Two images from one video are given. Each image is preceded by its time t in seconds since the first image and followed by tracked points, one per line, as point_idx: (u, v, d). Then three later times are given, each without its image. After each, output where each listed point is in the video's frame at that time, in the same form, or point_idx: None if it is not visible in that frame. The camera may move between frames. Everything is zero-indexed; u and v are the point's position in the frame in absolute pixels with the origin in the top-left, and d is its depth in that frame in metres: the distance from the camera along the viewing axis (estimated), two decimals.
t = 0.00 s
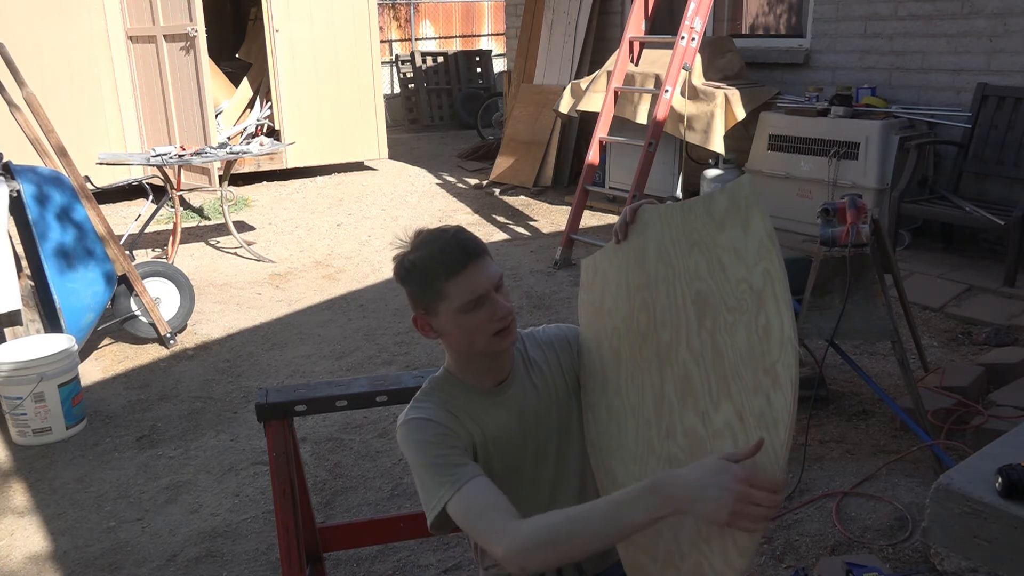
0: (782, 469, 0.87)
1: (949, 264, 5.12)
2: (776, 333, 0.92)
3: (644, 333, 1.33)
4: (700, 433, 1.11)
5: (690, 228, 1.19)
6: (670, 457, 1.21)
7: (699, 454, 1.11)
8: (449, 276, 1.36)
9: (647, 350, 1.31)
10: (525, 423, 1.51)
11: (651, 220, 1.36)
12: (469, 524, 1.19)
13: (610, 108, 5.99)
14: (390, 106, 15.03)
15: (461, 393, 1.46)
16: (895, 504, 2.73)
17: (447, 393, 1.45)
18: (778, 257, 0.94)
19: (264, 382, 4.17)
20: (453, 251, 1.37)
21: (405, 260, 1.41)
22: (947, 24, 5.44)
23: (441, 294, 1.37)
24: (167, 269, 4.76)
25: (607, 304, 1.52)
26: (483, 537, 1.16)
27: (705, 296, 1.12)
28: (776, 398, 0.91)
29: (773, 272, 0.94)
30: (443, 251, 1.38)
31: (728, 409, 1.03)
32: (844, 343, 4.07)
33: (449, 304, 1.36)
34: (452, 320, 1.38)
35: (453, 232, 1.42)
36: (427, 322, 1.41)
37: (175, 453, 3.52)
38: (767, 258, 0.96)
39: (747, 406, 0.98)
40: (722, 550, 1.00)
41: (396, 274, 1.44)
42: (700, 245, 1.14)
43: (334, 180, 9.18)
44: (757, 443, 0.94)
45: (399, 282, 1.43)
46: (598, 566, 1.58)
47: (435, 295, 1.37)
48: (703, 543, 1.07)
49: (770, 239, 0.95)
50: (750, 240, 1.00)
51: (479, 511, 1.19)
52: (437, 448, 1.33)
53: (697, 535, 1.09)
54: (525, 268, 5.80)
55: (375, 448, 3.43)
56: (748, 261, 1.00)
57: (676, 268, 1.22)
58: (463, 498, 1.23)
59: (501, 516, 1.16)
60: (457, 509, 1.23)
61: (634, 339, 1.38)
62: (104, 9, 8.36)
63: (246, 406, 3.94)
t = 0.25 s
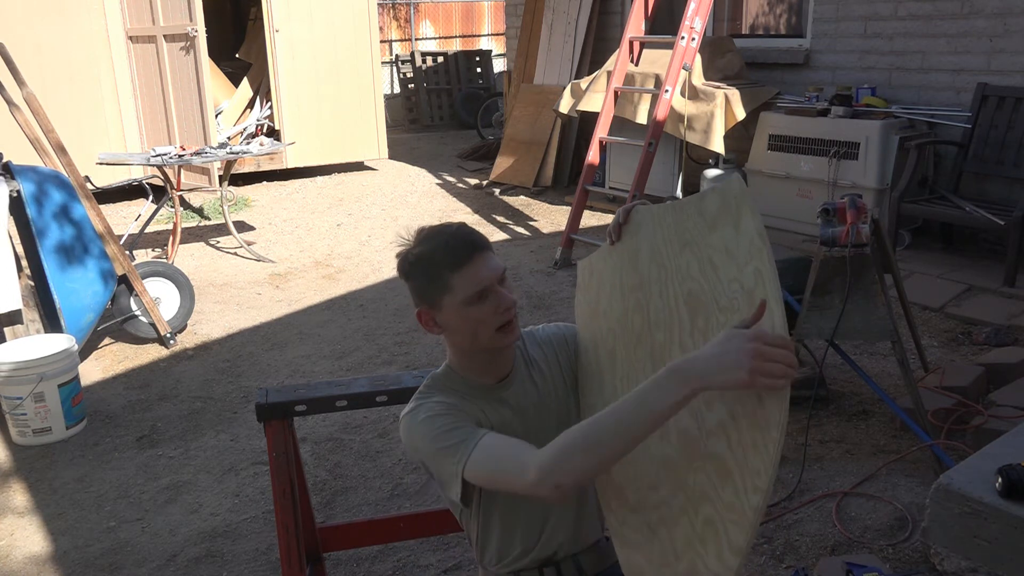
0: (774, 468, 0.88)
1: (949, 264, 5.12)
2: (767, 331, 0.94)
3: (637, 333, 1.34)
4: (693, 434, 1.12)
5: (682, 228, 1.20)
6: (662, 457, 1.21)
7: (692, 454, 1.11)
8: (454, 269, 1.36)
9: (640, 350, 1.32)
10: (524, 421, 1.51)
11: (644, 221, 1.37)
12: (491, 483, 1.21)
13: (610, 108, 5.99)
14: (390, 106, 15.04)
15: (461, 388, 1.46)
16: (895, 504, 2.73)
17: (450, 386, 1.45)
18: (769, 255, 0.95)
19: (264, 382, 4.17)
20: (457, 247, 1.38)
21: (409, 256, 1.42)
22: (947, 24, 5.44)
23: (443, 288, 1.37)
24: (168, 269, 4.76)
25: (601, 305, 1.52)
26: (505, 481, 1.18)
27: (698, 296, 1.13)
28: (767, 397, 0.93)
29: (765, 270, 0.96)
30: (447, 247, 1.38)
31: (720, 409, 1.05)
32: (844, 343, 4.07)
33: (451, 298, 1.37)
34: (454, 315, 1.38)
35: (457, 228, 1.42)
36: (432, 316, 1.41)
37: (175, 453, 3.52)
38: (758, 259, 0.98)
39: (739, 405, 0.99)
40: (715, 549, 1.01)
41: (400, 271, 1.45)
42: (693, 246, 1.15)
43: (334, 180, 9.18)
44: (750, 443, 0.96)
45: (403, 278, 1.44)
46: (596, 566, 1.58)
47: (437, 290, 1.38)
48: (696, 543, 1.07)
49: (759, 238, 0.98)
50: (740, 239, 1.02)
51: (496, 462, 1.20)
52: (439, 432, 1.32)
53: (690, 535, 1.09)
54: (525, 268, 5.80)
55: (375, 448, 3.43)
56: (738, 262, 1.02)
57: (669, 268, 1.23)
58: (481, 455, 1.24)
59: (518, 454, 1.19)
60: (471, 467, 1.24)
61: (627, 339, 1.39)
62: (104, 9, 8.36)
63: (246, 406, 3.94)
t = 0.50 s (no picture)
0: (772, 466, 0.89)
1: (949, 264, 5.12)
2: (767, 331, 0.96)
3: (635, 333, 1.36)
4: (692, 433, 1.13)
5: (681, 229, 1.23)
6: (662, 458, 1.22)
7: (691, 454, 1.12)
8: (456, 263, 1.37)
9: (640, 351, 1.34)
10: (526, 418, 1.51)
11: (643, 224, 1.40)
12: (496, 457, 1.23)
13: (610, 108, 5.99)
14: (390, 106, 15.04)
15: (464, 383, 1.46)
16: (895, 503, 2.73)
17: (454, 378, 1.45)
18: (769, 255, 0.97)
19: (264, 382, 4.17)
20: (459, 241, 1.39)
21: (412, 251, 1.43)
22: (947, 24, 5.44)
23: (444, 282, 1.38)
24: (167, 269, 4.76)
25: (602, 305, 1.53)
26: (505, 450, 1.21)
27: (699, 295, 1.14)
28: (764, 393, 0.95)
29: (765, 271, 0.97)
30: (450, 242, 1.39)
31: (719, 409, 1.06)
32: (844, 343, 4.07)
33: (450, 292, 1.37)
34: (452, 309, 1.38)
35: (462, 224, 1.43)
36: (434, 311, 1.41)
37: (175, 453, 3.52)
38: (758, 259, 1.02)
39: (737, 405, 1.01)
40: (712, 549, 1.01)
41: (404, 266, 1.46)
42: (694, 247, 1.17)
43: (334, 180, 9.18)
44: (747, 440, 0.97)
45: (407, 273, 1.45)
46: (596, 565, 1.58)
47: (438, 285, 1.39)
48: (693, 543, 1.07)
49: (761, 237, 1.02)
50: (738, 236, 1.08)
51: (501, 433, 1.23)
52: (442, 418, 1.33)
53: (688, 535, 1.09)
54: (525, 268, 5.80)
55: (375, 448, 3.43)
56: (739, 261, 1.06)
57: (669, 268, 1.25)
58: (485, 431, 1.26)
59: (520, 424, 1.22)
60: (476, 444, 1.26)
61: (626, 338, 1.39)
62: (104, 9, 8.36)
63: (246, 406, 3.94)
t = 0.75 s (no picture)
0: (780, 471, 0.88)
1: (949, 264, 5.12)
2: (772, 332, 0.92)
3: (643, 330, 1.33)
4: (699, 433, 1.11)
5: (686, 225, 1.18)
6: (669, 456, 1.20)
7: (700, 454, 1.10)
8: (448, 259, 1.40)
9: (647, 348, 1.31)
10: (526, 419, 1.50)
11: (649, 220, 1.36)
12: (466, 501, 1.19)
13: (610, 108, 5.99)
14: (390, 106, 15.04)
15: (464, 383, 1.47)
16: (895, 503, 2.73)
17: (454, 379, 1.47)
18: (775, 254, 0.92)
19: (264, 382, 4.17)
20: (461, 238, 1.41)
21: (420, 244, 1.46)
22: (947, 24, 5.44)
23: (440, 275, 1.40)
24: (167, 269, 4.76)
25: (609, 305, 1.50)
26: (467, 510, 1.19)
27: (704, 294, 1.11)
28: (773, 395, 0.91)
29: (771, 269, 0.93)
30: (451, 237, 1.41)
31: (726, 408, 1.03)
32: (844, 343, 4.07)
33: (444, 286, 1.39)
34: (447, 303, 1.40)
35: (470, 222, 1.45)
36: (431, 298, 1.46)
37: (175, 453, 3.52)
38: (764, 257, 0.95)
39: (743, 405, 0.98)
40: (723, 548, 1.01)
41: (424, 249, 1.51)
42: (697, 244, 1.13)
43: (334, 180, 9.18)
44: (756, 442, 0.94)
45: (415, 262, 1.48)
46: (598, 565, 1.57)
47: (436, 277, 1.41)
48: (704, 541, 1.07)
49: (765, 236, 0.95)
50: (746, 238, 1.00)
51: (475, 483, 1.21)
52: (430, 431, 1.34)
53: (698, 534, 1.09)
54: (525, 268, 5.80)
55: (375, 448, 3.43)
56: (744, 257, 1.00)
57: (674, 266, 1.22)
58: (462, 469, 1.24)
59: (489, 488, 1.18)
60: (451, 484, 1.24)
61: (634, 337, 1.37)
62: (104, 9, 8.36)
63: (246, 406, 3.94)
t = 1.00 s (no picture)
0: (786, 479, 0.87)
1: (949, 264, 5.12)
2: (785, 338, 0.91)
3: (653, 333, 1.33)
4: (706, 437, 1.11)
5: (701, 228, 1.18)
6: (675, 460, 1.20)
7: (706, 457, 1.10)
8: (451, 251, 1.42)
9: (657, 351, 1.31)
10: (529, 420, 1.51)
11: (663, 222, 1.35)
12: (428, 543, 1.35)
13: (610, 108, 5.99)
14: (390, 106, 15.04)
15: (465, 385, 1.49)
16: (895, 504, 2.73)
17: (456, 382, 1.49)
18: (791, 261, 0.92)
19: (264, 382, 4.17)
20: (467, 231, 1.43)
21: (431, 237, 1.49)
22: (947, 24, 5.44)
23: (442, 267, 1.42)
24: (167, 269, 4.76)
25: (620, 306, 1.49)
26: None
27: (717, 296, 1.11)
28: (783, 402, 0.91)
29: (784, 275, 0.93)
30: (457, 230, 1.43)
31: (735, 413, 1.03)
32: (844, 343, 4.07)
33: (445, 277, 1.41)
34: (447, 294, 1.41)
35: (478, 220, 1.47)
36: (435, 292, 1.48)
37: (175, 453, 3.52)
38: (780, 262, 0.94)
39: (752, 409, 0.98)
40: (725, 553, 1.01)
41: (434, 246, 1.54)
42: (711, 246, 1.13)
43: (334, 180, 9.18)
44: (763, 447, 0.94)
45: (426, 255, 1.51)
46: (597, 566, 1.59)
47: (439, 269, 1.43)
48: (706, 546, 1.07)
49: (782, 240, 0.94)
50: (762, 241, 0.99)
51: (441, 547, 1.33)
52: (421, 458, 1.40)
53: (700, 537, 1.10)
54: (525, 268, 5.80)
55: (375, 448, 3.43)
56: (760, 261, 0.99)
57: (687, 268, 1.22)
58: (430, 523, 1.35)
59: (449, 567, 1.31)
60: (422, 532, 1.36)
61: (645, 338, 1.37)
62: (104, 10, 8.36)
63: (246, 406, 3.94)
